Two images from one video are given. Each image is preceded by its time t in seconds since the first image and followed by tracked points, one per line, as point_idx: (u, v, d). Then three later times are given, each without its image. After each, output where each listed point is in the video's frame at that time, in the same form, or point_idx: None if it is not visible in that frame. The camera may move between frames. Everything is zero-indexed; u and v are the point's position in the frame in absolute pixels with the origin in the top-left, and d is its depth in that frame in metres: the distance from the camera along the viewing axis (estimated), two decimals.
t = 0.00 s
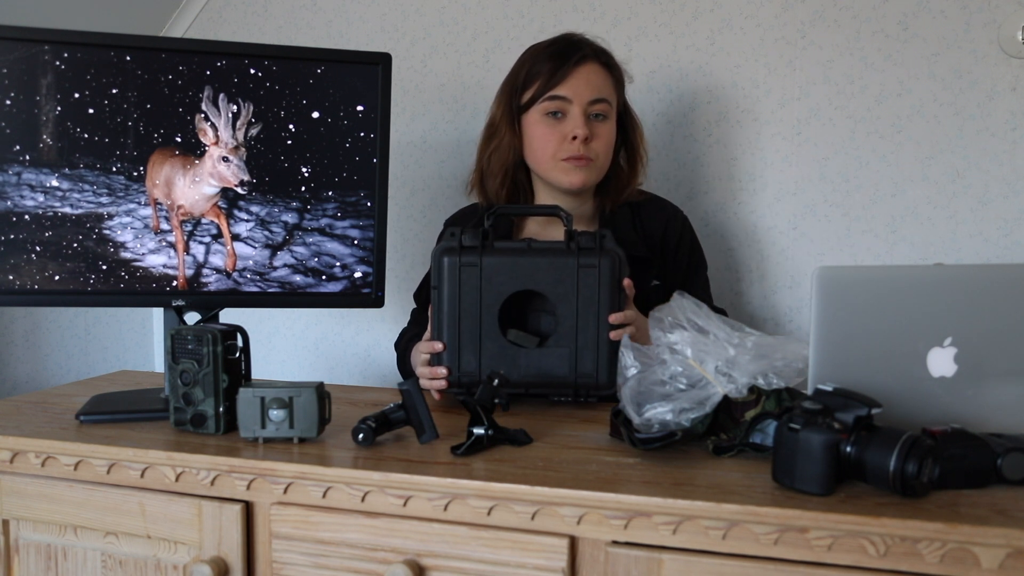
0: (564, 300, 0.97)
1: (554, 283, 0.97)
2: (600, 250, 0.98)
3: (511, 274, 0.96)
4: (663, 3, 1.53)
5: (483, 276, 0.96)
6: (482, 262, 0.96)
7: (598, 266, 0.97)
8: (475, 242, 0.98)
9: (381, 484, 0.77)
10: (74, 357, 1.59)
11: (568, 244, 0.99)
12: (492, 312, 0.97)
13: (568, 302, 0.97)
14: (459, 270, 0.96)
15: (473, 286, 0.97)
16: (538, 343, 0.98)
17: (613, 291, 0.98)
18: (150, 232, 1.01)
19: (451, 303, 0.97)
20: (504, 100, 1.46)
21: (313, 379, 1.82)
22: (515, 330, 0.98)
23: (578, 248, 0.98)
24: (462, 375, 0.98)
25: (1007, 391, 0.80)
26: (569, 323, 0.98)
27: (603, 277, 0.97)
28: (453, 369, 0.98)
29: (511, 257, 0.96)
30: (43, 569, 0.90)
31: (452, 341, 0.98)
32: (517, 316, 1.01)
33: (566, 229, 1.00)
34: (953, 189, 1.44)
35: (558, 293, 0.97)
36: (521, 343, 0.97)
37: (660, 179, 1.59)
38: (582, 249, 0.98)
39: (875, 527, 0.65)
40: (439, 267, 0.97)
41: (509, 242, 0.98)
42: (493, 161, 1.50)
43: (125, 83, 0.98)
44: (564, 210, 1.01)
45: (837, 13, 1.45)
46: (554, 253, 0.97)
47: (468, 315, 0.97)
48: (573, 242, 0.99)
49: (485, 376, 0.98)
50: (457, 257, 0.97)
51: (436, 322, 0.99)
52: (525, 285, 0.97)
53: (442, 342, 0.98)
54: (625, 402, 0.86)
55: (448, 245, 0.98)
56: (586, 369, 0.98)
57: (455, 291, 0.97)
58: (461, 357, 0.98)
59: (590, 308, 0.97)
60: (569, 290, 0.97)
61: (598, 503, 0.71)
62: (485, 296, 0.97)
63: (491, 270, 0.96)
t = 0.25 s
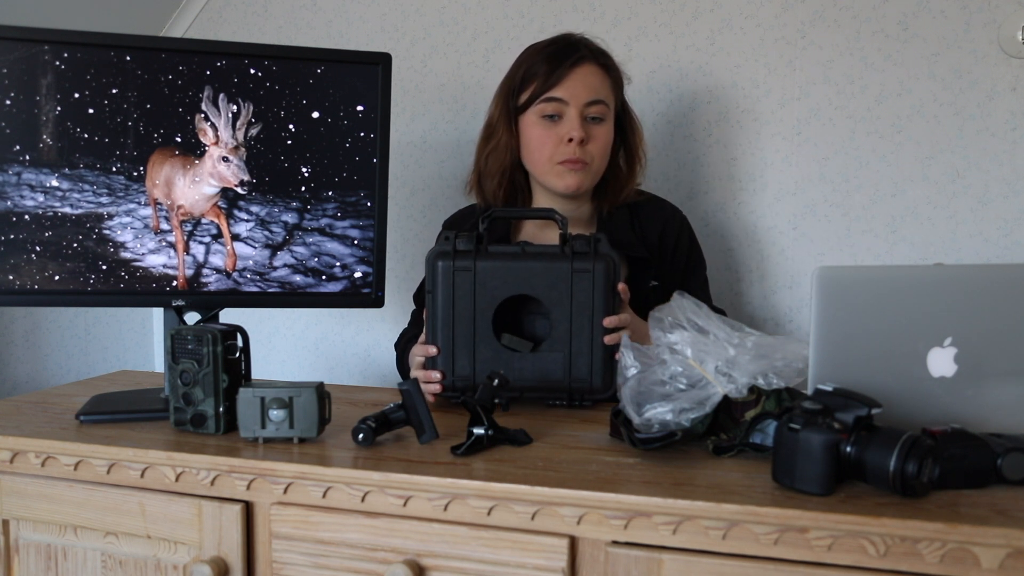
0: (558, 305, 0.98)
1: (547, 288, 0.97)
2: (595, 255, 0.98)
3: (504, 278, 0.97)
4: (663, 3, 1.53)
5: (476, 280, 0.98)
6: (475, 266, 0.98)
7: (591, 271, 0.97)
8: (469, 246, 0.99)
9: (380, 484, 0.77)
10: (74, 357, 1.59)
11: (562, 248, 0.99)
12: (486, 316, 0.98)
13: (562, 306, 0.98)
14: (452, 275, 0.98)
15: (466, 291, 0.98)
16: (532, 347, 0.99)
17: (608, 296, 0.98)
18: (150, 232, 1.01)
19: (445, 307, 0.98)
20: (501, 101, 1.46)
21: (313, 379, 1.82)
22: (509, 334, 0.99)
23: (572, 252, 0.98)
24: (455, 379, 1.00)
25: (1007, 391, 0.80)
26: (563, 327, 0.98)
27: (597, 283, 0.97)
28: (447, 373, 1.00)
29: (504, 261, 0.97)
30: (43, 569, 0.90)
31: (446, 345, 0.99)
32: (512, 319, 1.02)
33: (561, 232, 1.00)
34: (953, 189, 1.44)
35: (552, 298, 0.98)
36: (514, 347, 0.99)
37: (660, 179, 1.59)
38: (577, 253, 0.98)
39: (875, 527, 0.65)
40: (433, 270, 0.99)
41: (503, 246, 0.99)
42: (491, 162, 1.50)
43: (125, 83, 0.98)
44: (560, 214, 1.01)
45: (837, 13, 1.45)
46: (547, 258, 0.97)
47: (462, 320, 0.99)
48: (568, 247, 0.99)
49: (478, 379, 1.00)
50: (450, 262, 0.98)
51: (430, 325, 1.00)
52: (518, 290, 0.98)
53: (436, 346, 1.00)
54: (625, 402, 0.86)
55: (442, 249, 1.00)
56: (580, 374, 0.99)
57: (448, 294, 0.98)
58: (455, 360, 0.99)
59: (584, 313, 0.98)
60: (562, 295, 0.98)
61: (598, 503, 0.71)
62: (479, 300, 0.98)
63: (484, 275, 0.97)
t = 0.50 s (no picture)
0: (555, 306, 0.98)
1: (544, 289, 0.97)
2: (591, 256, 0.98)
3: (501, 280, 0.97)
4: (663, 3, 1.53)
5: (474, 282, 0.98)
6: (472, 268, 0.97)
7: (588, 272, 0.97)
8: (466, 248, 0.99)
9: (381, 484, 0.77)
10: (74, 357, 1.59)
11: (559, 249, 0.99)
12: (484, 318, 0.98)
13: (560, 307, 0.98)
14: (450, 276, 0.98)
15: (463, 293, 0.98)
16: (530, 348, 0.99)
17: (605, 296, 0.98)
18: (150, 232, 1.01)
19: (442, 309, 0.98)
20: (498, 102, 1.46)
21: (313, 379, 1.82)
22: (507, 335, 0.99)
23: (569, 253, 0.98)
24: (453, 380, 1.00)
25: (1007, 391, 0.80)
26: (560, 328, 0.98)
27: (593, 284, 0.97)
28: (445, 374, 1.00)
29: (501, 263, 0.97)
30: (43, 569, 0.90)
31: (444, 346, 0.99)
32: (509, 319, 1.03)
33: (558, 234, 1.00)
34: (953, 189, 1.44)
35: (549, 300, 0.98)
36: (512, 349, 0.99)
37: (660, 179, 1.59)
38: (573, 254, 0.98)
39: (875, 527, 0.65)
40: (430, 272, 0.99)
41: (500, 248, 0.99)
42: (488, 163, 1.50)
43: (125, 83, 0.98)
44: (556, 214, 1.01)
45: (837, 13, 1.45)
46: (544, 259, 0.97)
47: (459, 322, 0.99)
48: (565, 248, 0.99)
49: (477, 380, 1.00)
50: (448, 263, 0.98)
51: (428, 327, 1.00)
52: (515, 292, 0.97)
53: (433, 348, 1.00)
54: (626, 403, 0.86)
55: (440, 250, 0.99)
56: (578, 374, 0.99)
57: (446, 296, 0.98)
58: (452, 362, 1.00)
59: (581, 314, 0.98)
60: (559, 296, 0.98)
61: (598, 503, 0.71)
62: (475, 302, 0.98)
63: (482, 277, 0.97)
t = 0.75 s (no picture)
0: (555, 305, 0.98)
1: (544, 289, 0.97)
2: (591, 256, 0.98)
3: (501, 281, 0.97)
4: (663, 3, 1.53)
5: (474, 283, 0.98)
6: (472, 268, 0.97)
7: (588, 272, 0.97)
8: (466, 248, 0.99)
9: (380, 484, 0.77)
10: (74, 357, 1.59)
11: (559, 249, 0.99)
12: (484, 319, 0.98)
13: (560, 307, 0.98)
14: (451, 277, 0.98)
15: (462, 293, 0.98)
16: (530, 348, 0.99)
17: (605, 296, 0.98)
18: (150, 232, 1.01)
19: (441, 310, 0.98)
20: (496, 102, 1.46)
21: (313, 379, 1.82)
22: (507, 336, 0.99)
23: (569, 253, 0.98)
24: (453, 380, 1.00)
25: (1007, 392, 0.80)
26: (560, 328, 0.98)
27: (593, 283, 0.97)
28: (445, 374, 1.00)
29: (501, 263, 0.97)
30: (43, 569, 0.90)
31: (444, 347, 0.99)
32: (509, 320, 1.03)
33: (557, 234, 1.00)
34: (953, 189, 1.44)
35: (549, 300, 0.98)
36: (512, 349, 0.99)
37: (660, 179, 1.59)
38: (573, 254, 0.98)
39: (875, 527, 0.65)
40: (430, 272, 0.99)
41: (500, 248, 0.99)
42: (487, 163, 1.50)
43: (125, 83, 0.98)
44: (556, 214, 1.01)
45: (837, 13, 1.45)
46: (544, 259, 0.97)
47: (459, 322, 0.99)
48: (564, 248, 0.99)
49: (477, 381, 1.00)
50: (449, 264, 0.98)
51: (428, 327, 1.00)
52: (515, 292, 0.97)
53: (434, 348, 1.00)
54: (626, 403, 0.86)
55: (440, 250, 0.99)
56: (578, 374, 0.99)
57: (446, 296, 0.98)
58: (453, 362, 1.00)
59: (581, 314, 0.98)
60: (559, 296, 0.98)
61: (598, 503, 0.71)
62: (475, 303, 0.98)
63: (482, 278, 0.97)
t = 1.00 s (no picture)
0: (555, 305, 0.98)
1: (544, 289, 0.97)
2: (591, 255, 0.98)
3: (501, 280, 0.97)
4: (663, 3, 1.53)
5: (473, 282, 0.98)
6: (472, 268, 0.97)
7: (588, 271, 0.97)
8: (466, 248, 0.99)
9: (381, 484, 0.77)
10: (73, 357, 1.59)
11: (559, 249, 0.99)
12: (484, 319, 0.98)
13: (560, 307, 0.98)
14: (451, 276, 0.98)
15: (463, 292, 0.98)
16: (530, 348, 0.99)
17: (605, 296, 0.98)
18: (150, 232, 1.01)
19: (442, 309, 0.98)
20: (493, 104, 1.46)
21: (313, 379, 1.82)
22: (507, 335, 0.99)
23: (569, 253, 0.98)
24: (453, 380, 1.00)
25: (1007, 392, 0.80)
26: (561, 328, 0.98)
27: (593, 283, 0.97)
28: (445, 374, 1.00)
29: (501, 263, 0.97)
30: (43, 569, 0.90)
31: (444, 346, 0.99)
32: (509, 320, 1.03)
33: (557, 233, 1.00)
34: (953, 189, 1.44)
35: (549, 299, 0.98)
36: (513, 349, 0.99)
37: (660, 179, 1.59)
38: (573, 254, 0.98)
39: (875, 527, 0.65)
40: (430, 272, 0.98)
41: (500, 248, 0.99)
42: (485, 164, 1.50)
43: (125, 83, 0.98)
44: (556, 214, 1.01)
45: (837, 13, 1.45)
46: (543, 258, 0.97)
47: (460, 322, 0.99)
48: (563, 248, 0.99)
49: (477, 381, 1.00)
50: (449, 263, 0.98)
51: (428, 327, 1.00)
52: (514, 291, 0.97)
53: (434, 348, 1.00)
54: (626, 402, 0.86)
55: (440, 250, 0.99)
56: (578, 374, 0.99)
57: (447, 296, 0.98)
58: (453, 362, 1.00)
59: (581, 313, 0.98)
60: (560, 296, 0.98)
61: (598, 503, 0.71)
62: (475, 302, 0.98)
63: (482, 277, 0.97)
